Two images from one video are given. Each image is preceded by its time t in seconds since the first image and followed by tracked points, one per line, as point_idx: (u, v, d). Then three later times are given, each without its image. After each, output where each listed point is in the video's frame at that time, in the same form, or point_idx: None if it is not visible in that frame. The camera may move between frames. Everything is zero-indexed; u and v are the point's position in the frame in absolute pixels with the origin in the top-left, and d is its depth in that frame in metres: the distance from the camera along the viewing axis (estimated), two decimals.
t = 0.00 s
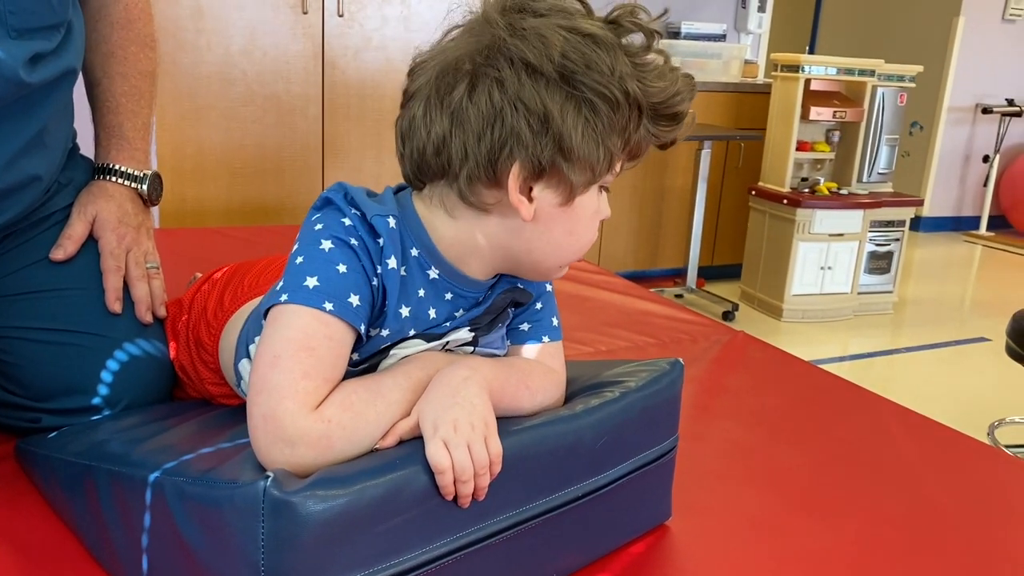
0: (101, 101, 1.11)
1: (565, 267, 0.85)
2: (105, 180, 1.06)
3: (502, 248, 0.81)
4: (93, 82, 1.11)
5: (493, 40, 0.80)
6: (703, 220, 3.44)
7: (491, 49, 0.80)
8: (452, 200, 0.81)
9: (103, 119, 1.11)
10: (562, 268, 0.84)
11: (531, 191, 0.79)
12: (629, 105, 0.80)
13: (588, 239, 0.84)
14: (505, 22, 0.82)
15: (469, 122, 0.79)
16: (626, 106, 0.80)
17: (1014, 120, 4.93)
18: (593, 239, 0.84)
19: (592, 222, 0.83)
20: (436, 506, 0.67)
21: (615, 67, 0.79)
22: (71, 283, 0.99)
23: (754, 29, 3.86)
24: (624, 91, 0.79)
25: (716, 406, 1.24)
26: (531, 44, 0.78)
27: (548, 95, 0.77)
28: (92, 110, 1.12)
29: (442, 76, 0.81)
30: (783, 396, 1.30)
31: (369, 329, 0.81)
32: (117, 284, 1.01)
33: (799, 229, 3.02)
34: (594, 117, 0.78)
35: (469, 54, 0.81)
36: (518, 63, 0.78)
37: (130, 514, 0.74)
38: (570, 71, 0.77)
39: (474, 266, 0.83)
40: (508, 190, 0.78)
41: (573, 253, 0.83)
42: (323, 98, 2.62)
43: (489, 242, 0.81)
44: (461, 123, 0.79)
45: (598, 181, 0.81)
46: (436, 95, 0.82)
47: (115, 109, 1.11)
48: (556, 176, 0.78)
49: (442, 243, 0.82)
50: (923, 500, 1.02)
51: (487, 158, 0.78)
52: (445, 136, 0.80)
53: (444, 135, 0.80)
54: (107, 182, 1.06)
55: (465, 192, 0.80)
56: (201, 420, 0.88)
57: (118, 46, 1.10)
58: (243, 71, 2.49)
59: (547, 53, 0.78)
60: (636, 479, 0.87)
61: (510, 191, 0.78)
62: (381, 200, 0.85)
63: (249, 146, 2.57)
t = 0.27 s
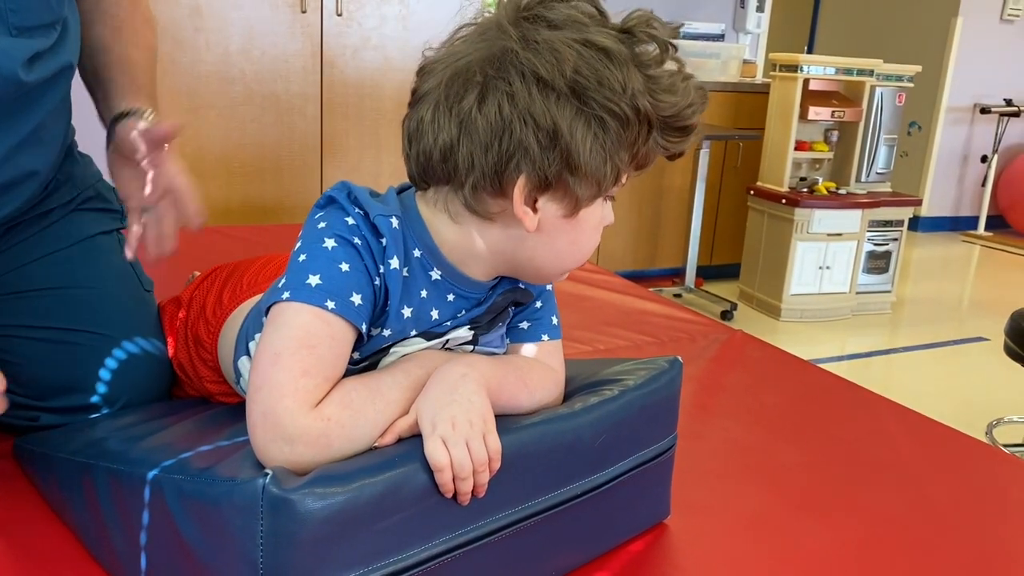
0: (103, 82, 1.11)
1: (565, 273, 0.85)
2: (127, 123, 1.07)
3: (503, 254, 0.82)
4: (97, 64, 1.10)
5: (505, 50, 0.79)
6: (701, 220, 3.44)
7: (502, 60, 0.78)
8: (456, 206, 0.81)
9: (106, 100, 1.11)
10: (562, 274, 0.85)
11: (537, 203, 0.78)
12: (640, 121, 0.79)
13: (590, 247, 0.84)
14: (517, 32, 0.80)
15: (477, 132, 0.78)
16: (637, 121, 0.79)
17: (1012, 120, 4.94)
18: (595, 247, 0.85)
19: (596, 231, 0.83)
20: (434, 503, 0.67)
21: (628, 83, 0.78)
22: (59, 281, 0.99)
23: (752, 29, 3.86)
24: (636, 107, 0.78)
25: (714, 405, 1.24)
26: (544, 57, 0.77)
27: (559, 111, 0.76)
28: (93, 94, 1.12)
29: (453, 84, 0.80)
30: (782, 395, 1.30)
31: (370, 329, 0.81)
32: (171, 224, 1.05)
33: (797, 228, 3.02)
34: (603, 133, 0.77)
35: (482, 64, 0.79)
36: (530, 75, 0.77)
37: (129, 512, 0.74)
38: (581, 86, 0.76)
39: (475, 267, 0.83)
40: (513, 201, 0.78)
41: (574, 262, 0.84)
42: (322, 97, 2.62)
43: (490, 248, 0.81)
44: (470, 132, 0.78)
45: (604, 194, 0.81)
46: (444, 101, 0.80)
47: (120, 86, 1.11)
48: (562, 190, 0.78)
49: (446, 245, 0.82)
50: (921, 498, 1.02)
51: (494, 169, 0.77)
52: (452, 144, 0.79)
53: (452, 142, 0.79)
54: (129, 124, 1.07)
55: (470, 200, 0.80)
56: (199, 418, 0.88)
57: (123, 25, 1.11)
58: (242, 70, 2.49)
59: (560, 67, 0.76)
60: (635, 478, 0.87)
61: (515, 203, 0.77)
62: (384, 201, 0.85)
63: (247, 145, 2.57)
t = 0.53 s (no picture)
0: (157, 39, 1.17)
1: (565, 286, 0.85)
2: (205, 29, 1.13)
3: (503, 261, 0.82)
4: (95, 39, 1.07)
5: (517, 61, 0.79)
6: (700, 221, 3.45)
7: (513, 70, 0.78)
8: (459, 211, 0.81)
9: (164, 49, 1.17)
10: (562, 287, 0.85)
11: (538, 215, 0.78)
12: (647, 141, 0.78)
13: (592, 263, 0.83)
14: (531, 43, 0.80)
15: (483, 139, 0.78)
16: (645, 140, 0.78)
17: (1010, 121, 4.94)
18: (597, 263, 0.84)
19: (598, 247, 0.82)
20: (433, 505, 0.67)
21: (637, 102, 0.77)
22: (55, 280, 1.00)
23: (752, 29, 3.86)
24: (644, 126, 0.78)
25: (713, 406, 1.25)
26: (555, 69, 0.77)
27: (565, 125, 0.75)
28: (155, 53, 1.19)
29: (463, 91, 0.80)
30: (780, 396, 1.30)
31: (370, 332, 0.81)
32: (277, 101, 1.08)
33: (796, 229, 3.02)
34: (609, 150, 0.76)
35: (493, 73, 0.79)
36: (539, 87, 0.76)
37: (128, 513, 0.74)
38: (589, 102, 0.76)
39: (475, 273, 0.83)
40: (514, 211, 0.77)
41: (574, 276, 0.83)
42: (321, 97, 2.62)
43: (490, 255, 0.82)
44: (476, 140, 0.78)
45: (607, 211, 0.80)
46: (454, 106, 0.81)
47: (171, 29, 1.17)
48: (563, 204, 0.77)
49: (448, 252, 0.82)
50: (920, 499, 1.03)
51: (497, 177, 0.77)
52: (458, 149, 0.79)
53: (458, 148, 0.80)
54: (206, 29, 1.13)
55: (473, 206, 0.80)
56: (198, 419, 0.88)
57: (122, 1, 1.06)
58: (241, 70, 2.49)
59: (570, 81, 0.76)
60: (634, 479, 0.87)
61: (516, 212, 0.77)
62: (387, 204, 0.85)
63: (245, 145, 2.56)
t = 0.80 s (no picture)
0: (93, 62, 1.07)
1: (559, 307, 0.82)
2: (93, 135, 1.02)
3: (496, 265, 0.80)
4: (86, 44, 1.07)
5: (540, 65, 0.80)
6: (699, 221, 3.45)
7: (534, 74, 0.79)
8: (464, 209, 0.81)
9: (95, 78, 1.08)
10: (555, 306, 0.81)
11: (535, 218, 0.77)
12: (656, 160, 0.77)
13: (587, 287, 0.80)
14: (557, 52, 0.81)
15: (494, 136, 0.78)
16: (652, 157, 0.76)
17: (1010, 122, 4.95)
18: (593, 289, 0.81)
19: (595, 269, 0.79)
20: (433, 505, 0.68)
21: (650, 122, 0.76)
22: (60, 281, 0.99)
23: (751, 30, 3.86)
24: (653, 144, 0.76)
25: (712, 406, 1.25)
26: (572, 76, 0.77)
27: (574, 130, 0.75)
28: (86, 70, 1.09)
29: (485, 92, 0.82)
30: (780, 396, 1.30)
31: (370, 333, 0.81)
32: (90, 246, 0.99)
33: (795, 229, 3.02)
34: (614, 161, 0.75)
35: (516, 77, 0.80)
36: (555, 92, 0.77)
37: (128, 513, 0.74)
38: (601, 111, 0.75)
39: (475, 280, 0.83)
40: (512, 208, 0.76)
41: (565, 297, 0.79)
42: (321, 97, 2.62)
43: (488, 258, 0.80)
44: (488, 137, 0.79)
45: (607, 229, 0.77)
46: (474, 105, 0.82)
47: (107, 68, 1.07)
48: (561, 210, 0.76)
49: (448, 254, 0.81)
50: (918, 500, 1.03)
51: (500, 172, 0.77)
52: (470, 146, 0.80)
53: (471, 144, 0.81)
54: (94, 137, 1.02)
55: (477, 205, 0.80)
56: (199, 418, 0.88)
57: (115, 10, 1.07)
58: (241, 70, 2.49)
59: (584, 89, 0.76)
60: (633, 480, 0.87)
61: (514, 210, 0.76)
62: (389, 206, 0.85)
63: (245, 144, 2.56)
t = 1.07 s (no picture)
0: (90, 79, 1.09)
1: (558, 316, 0.82)
2: (92, 155, 1.05)
3: (499, 268, 0.80)
4: (82, 59, 1.09)
5: (561, 75, 0.80)
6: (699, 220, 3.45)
7: (555, 84, 0.79)
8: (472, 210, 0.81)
9: (91, 96, 1.09)
10: (554, 315, 0.81)
11: (542, 228, 0.76)
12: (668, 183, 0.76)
13: (587, 302, 0.79)
14: (579, 63, 0.81)
15: (509, 142, 0.78)
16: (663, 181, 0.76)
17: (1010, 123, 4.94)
18: (594, 304, 0.80)
19: (597, 284, 0.79)
20: (429, 500, 0.67)
21: (666, 143, 0.76)
22: (54, 275, 0.98)
23: (752, 30, 3.86)
24: (667, 167, 0.76)
25: (711, 404, 1.25)
26: (593, 90, 0.77)
27: (589, 145, 0.75)
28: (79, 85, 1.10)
29: (503, 97, 0.81)
30: (779, 395, 1.30)
31: (376, 330, 0.81)
32: (89, 260, 0.99)
33: (795, 229, 3.02)
34: (626, 179, 0.74)
35: (535, 85, 0.80)
36: (573, 105, 0.77)
37: (124, 508, 0.73)
38: (617, 128, 0.75)
39: (479, 282, 0.83)
40: (520, 215, 0.76)
41: (564, 306, 0.79)
42: (320, 94, 2.62)
43: (492, 260, 0.80)
44: (503, 143, 0.79)
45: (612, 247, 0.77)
46: (492, 109, 0.82)
47: (105, 87, 1.09)
48: (569, 223, 0.75)
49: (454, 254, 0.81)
50: (916, 499, 1.03)
51: (511, 178, 0.77)
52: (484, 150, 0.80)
53: (486, 148, 0.80)
54: (92, 157, 1.05)
55: (484, 209, 0.80)
56: (195, 414, 0.88)
57: (110, 27, 1.08)
58: (241, 67, 2.49)
59: (603, 104, 0.76)
60: (631, 477, 0.87)
61: (521, 217, 0.76)
62: (399, 203, 0.85)
63: (245, 141, 2.56)
